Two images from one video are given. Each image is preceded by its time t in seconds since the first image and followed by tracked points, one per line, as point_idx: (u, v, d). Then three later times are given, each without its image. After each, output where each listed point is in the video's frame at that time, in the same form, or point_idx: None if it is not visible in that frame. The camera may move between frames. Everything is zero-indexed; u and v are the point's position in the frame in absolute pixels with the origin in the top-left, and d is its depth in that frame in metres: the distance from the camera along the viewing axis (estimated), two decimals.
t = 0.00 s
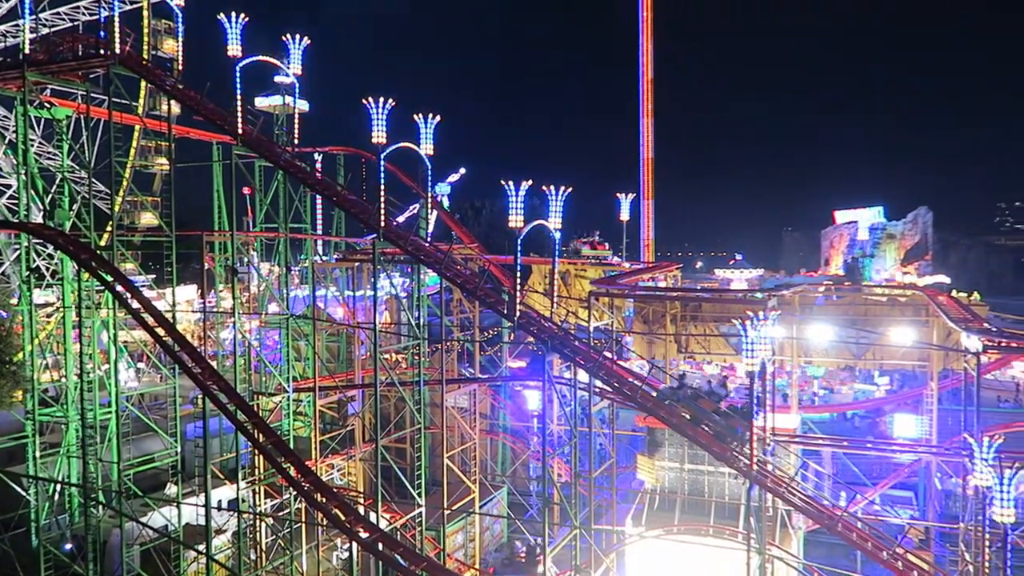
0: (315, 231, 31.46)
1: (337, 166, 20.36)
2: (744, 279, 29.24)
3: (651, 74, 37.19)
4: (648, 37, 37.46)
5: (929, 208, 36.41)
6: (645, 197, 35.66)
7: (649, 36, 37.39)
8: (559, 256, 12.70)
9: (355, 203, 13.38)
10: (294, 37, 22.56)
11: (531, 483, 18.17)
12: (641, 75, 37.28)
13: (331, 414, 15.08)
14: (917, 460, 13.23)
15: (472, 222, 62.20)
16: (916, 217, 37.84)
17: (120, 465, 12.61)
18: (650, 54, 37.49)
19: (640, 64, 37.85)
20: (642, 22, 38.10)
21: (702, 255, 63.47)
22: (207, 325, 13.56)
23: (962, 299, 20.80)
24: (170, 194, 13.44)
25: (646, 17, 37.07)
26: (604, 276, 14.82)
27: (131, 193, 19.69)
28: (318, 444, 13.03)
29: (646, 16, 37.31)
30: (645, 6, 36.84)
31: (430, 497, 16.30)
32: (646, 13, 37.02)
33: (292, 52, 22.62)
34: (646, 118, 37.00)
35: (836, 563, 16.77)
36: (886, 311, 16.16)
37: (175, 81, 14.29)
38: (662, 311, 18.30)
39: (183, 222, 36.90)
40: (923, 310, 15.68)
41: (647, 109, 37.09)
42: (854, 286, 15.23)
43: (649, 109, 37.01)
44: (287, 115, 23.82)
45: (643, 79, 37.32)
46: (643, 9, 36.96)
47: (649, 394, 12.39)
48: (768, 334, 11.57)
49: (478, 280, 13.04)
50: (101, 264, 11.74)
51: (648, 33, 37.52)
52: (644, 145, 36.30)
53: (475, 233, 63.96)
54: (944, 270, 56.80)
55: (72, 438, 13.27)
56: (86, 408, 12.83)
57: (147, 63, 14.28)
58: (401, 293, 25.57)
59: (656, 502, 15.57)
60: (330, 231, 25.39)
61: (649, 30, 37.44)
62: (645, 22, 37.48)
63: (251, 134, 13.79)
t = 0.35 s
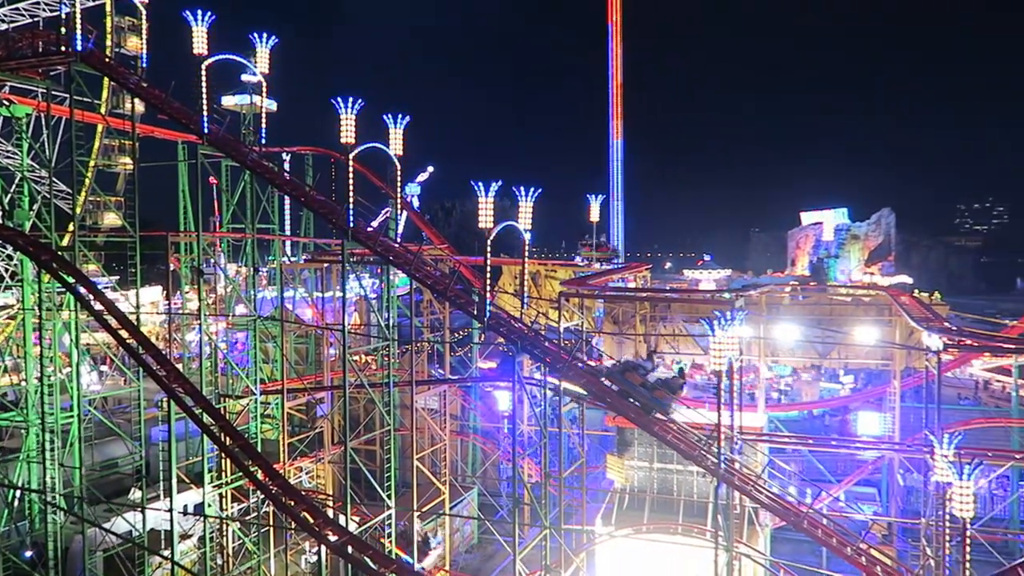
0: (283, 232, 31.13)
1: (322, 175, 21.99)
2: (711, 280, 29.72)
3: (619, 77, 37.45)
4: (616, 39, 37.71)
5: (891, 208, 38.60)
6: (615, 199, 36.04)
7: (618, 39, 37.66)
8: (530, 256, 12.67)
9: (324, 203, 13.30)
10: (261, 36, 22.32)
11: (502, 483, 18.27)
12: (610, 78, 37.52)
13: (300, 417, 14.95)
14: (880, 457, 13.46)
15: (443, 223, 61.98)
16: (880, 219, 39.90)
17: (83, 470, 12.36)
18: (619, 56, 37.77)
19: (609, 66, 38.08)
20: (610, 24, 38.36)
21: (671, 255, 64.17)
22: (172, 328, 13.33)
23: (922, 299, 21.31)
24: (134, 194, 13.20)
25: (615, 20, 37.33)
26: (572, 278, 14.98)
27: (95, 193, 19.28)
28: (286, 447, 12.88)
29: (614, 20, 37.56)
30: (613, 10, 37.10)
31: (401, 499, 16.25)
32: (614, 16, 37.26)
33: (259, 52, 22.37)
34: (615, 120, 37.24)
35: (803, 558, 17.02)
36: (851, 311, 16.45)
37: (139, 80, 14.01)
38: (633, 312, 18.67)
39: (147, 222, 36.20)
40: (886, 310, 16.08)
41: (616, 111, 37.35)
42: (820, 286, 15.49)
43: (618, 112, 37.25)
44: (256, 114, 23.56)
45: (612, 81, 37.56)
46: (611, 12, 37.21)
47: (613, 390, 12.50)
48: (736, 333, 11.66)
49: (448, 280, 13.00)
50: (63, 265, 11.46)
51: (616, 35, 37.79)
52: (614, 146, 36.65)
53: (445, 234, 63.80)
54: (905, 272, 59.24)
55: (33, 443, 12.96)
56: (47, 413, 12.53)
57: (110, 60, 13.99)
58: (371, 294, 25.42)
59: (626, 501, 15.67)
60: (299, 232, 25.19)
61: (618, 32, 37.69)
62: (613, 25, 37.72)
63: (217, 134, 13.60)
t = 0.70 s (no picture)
0: (249, 233, 30.70)
1: (301, 176, 23.16)
2: (678, 280, 30.27)
3: (586, 78, 37.62)
4: (584, 40, 37.88)
5: (854, 211, 42.94)
6: (581, 200, 36.31)
7: (585, 39, 37.84)
8: (497, 257, 12.72)
9: (290, 204, 13.17)
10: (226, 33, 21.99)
11: (471, 484, 18.30)
12: (577, 78, 37.66)
13: (267, 419, 14.79)
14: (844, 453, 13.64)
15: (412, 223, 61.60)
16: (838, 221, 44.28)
17: (42, 476, 12.07)
18: (586, 58, 37.91)
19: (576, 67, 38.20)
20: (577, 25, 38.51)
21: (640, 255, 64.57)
22: (135, 330, 13.05)
23: (883, 298, 21.76)
24: (95, 194, 12.92)
25: (581, 22, 37.47)
26: (541, 279, 15.22)
27: (54, 192, 18.79)
28: (253, 450, 12.70)
29: (581, 21, 37.72)
30: (579, 11, 37.28)
31: (369, 501, 16.14)
32: (581, 17, 37.41)
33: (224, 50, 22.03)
34: (583, 121, 37.38)
35: (770, 554, 17.23)
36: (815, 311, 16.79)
37: (100, 77, 13.73)
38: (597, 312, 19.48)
39: (107, 223, 35.36)
40: (848, 309, 16.40)
41: (584, 112, 37.50)
42: (785, 286, 15.75)
43: (586, 112, 37.40)
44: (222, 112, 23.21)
45: (580, 83, 37.70)
46: (578, 14, 37.36)
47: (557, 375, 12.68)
48: (704, 333, 11.75)
49: (417, 281, 12.94)
50: (20, 266, 11.15)
51: (584, 36, 37.94)
52: (581, 147, 36.88)
53: (413, 234, 63.33)
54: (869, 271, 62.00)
55: None
56: (4, 418, 12.21)
57: (69, 57, 13.69)
58: (338, 294, 25.20)
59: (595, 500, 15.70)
60: (267, 233, 24.92)
61: (585, 33, 37.85)
62: (580, 26, 37.88)
63: (181, 133, 13.40)
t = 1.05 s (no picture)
0: (221, 233, 30.32)
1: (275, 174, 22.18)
2: (652, 279, 30.57)
3: (561, 79, 37.67)
4: (558, 41, 37.91)
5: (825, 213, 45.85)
6: (557, 199, 36.41)
7: (558, 40, 37.88)
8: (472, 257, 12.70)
9: (264, 204, 13.08)
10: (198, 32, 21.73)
11: (448, 485, 18.28)
12: (551, 79, 37.67)
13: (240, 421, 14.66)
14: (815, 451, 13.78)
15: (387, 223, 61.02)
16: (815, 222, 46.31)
17: (8, 481, 11.84)
18: (562, 58, 37.93)
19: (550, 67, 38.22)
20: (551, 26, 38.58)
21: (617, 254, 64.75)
22: (104, 332, 12.85)
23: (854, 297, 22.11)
24: (62, 193, 12.70)
25: (556, 22, 37.49)
26: (517, 278, 15.54)
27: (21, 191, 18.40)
28: (226, 453, 12.57)
29: (555, 22, 37.76)
30: (553, 12, 37.29)
31: (344, 503, 16.07)
32: (555, 17, 37.45)
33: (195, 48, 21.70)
34: (558, 121, 37.42)
35: (745, 551, 17.36)
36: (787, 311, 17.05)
37: (67, 75, 13.51)
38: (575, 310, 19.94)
39: (71, 221, 34.59)
40: (820, 309, 16.66)
41: (559, 112, 37.54)
42: (757, 286, 15.95)
43: (560, 112, 37.45)
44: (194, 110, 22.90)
45: (555, 83, 37.73)
46: (553, 14, 37.38)
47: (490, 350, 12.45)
48: (677, 333, 11.80)
49: (393, 282, 12.87)
50: None
51: (559, 36, 37.97)
52: (557, 147, 36.96)
53: (388, 234, 62.95)
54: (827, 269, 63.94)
55: None
56: None
57: (35, 54, 13.45)
58: (312, 295, 25.01)
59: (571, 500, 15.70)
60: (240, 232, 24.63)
61: (559, 33, 37.88)
62: (554, 27, 37.91)
63: (152, 132, 13.24)
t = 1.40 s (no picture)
0: (195, 232, 29.96)
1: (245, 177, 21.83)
2: (629, 279, 30.78)
3: (538, 80, 37.75)
4: (535, 42, 37.96)
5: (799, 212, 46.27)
6: (534, 200, 36.48)
7: (536, 41, 37.95)
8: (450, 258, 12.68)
9: (239, 204, 12.98)
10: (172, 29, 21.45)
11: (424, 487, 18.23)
12: (529, 79, 37.73)
13: (214, 423, 14.50)
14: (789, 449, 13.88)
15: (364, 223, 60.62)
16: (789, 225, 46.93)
17: None
18: (539, 58, 38.00)
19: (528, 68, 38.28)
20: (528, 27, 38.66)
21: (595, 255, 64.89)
22: (74, 333, 12.62)
23: (827, 297, 22.44)
24: (31, 192, 12.48)
25: (533, 23, 37.56)
26: (494, 279, 15.62)
27: None
28: (200, 455, 12.42)
29: (532, 22, 37.84)
30: (530, 12, 37.35)
31: (321, 505, 15.98)
32: (532, 18, 37.52)
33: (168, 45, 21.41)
34: (535, 121, 37.48)
35: (721, 549, 17.48)
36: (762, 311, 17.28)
37: (36, 71, 13.29)
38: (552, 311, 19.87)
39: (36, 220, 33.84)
40: (794, 308, 16.90)
41: (536, 113, 37.60)
42: (732, 287, 16.12)
43: (538, 113, 37.52)
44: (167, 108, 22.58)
45: (532, 84, 37.79)
46: (530, 15, 37.44)
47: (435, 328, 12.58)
48: (653, 333, 11.83)
49: (369, 282, 12.83)
50: None
51: (537, 37, 38.04)
52: (534, 148, 37.03)
53: (364, 234, 62.53)
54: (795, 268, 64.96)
55: None
56: None
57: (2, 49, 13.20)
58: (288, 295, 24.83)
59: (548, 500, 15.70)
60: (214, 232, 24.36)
61: (536, 34, 37.96)
62: (531, 27, 37.98)
63: (123, 130, 13.07)
